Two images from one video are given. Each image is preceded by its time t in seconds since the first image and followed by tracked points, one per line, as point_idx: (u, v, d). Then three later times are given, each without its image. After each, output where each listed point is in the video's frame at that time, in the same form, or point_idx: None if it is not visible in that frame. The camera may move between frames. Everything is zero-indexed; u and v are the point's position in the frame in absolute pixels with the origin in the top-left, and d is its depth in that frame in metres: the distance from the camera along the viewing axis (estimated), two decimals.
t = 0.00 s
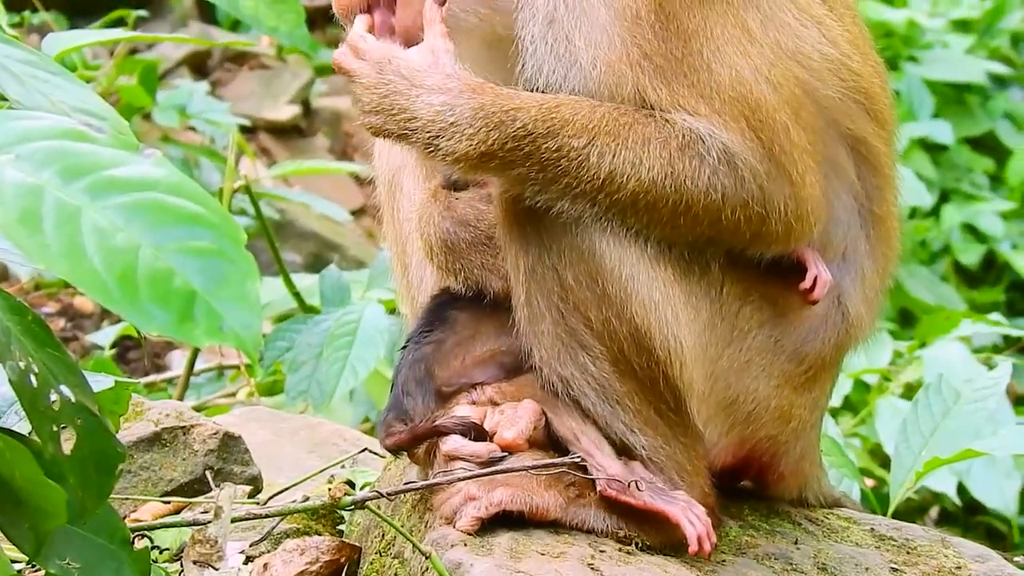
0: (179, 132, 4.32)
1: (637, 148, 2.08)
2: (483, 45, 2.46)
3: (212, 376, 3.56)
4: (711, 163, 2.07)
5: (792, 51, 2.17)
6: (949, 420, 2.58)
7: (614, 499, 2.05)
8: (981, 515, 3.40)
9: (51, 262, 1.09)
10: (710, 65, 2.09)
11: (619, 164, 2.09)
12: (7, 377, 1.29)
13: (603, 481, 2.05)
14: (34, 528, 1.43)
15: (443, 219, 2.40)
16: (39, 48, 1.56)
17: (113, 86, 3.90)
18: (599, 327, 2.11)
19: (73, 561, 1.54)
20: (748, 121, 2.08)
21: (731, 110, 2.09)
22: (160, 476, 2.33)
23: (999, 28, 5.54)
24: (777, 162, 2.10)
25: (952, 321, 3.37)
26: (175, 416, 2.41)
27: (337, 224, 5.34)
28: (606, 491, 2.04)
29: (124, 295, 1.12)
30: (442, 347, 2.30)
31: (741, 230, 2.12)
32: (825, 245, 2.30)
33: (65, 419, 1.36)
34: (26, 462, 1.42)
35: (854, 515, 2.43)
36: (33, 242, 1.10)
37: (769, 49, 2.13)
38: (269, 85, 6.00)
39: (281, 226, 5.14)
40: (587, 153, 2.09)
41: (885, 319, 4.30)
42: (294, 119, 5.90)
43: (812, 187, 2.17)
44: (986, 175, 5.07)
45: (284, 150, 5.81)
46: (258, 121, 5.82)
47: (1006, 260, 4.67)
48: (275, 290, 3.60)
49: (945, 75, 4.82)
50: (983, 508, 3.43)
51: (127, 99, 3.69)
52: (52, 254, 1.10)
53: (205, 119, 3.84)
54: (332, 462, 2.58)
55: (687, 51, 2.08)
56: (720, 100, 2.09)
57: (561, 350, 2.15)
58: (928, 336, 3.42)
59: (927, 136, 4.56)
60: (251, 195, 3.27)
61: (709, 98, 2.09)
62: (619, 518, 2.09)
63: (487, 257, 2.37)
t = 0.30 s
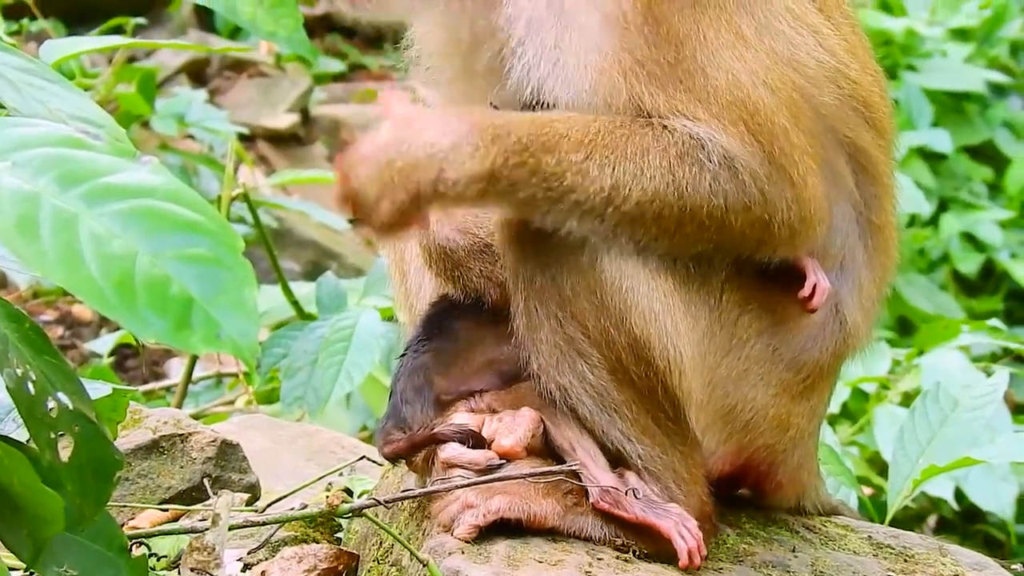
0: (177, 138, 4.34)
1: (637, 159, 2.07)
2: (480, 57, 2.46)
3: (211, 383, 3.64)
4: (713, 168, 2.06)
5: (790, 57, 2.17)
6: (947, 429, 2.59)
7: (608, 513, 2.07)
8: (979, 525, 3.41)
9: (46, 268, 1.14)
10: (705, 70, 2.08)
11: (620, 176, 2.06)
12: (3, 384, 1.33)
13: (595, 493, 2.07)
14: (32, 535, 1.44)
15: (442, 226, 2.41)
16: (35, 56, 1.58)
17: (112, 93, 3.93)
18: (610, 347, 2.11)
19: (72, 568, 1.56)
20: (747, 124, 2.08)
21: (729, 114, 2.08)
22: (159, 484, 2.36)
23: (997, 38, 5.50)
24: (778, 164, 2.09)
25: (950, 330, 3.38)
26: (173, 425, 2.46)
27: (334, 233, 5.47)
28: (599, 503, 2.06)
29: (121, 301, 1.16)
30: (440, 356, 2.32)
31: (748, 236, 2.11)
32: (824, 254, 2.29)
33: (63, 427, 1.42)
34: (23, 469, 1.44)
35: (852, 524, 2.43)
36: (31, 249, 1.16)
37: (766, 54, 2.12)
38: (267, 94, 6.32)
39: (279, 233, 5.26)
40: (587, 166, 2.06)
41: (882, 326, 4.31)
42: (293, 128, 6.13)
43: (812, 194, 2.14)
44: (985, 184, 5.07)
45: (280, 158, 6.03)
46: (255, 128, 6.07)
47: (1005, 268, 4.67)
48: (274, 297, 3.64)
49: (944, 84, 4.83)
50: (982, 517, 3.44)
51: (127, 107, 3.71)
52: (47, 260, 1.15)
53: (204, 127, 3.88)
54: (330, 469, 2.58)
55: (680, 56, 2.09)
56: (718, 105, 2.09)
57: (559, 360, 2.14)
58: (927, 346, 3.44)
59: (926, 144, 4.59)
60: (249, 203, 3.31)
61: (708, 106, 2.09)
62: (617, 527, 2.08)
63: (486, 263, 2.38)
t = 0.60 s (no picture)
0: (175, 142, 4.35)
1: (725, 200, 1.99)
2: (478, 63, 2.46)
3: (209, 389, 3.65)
4: (742, 150, 2.02)
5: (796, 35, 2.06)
6: (945, 434, 2.60)
7: (605, 517, 2.06)
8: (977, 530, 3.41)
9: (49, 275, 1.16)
10: (700, 49, 2.02)
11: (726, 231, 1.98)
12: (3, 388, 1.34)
13: (592, 497, 2.05)
14: (32, 539, 1.44)
15: (441, 229, 2.42)
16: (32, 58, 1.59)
17: (110, 97, 3.94)
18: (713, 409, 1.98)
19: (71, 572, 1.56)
20: (760, 92, 2.00)
21: (740, 88, 2.01)
22: (157, 487, 2.41)
23: (996, 42, 5.54)
24: (801, 124, 2.00)
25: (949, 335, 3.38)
26: (171, 429, 2.51)
27: (332, 237, 5.49)
28: (597, 507, 2.05)
29: (122, 305, 1.19)
30: (438, 360, 2.32)
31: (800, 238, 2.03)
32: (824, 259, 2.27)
33: (62, 432, 1.42)
34: (23, 474, 1.43)
35: (850, 528, 2.44)
36: (32, 256, 1.18)
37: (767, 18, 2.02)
38: (264, 100, 6.30)
39: (277, 239, 5.32)
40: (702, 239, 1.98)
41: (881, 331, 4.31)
42: (291, 132, 6.15)
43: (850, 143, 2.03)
44: (983, 189, 5.07)
45: (279, 162, 6.06)
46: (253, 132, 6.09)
47: (1003, 273, 4.67)
48: (274, 301, 3.65)
49: (943, 88, 4.83)
50: (980, 522, 3.44)
51: (126, 111, 3.72)
52: (47, 266, 1.18)
53: (203, 131, 3.89)
54: (329, 473, 2.59)
55: (667, 38, 2.04)
56: (722, 81, 2.02)
57: (558, 364, 2.18)
58: (925, 351, 3.44)
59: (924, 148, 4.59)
60: (247, 207, 3.33)
61: (725, 87, 2.02)
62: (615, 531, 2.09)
63: (483, 268, 2.39)
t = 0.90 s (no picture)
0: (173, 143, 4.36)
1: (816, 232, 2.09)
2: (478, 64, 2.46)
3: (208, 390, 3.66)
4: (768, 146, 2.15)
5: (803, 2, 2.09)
6: (944, 437, 2.61)
7: (605, 520, 2.07)
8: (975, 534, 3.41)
9: (49, 276, 1.21)
10: (703, 59, 2.06)
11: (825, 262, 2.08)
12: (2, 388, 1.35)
13: (592, 498, 2.06)
14: (31, 541, 1.44)
15: (442, 238, 2.39)
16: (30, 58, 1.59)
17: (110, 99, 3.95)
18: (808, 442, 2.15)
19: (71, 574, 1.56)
20: (772, 82, 2.09)
21: (753, 83, 2.09)
22: (157, 489, 2.43)
23: (995, 44, 5.55)
24: (814, 115, 2.12)
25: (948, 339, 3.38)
26: (170, 430, 2.51)
27: (331, 238, 5.50)
28: (597, 509, 2.05)
29: (121, 307, 1.26)
30: (439, 364, 2.31)
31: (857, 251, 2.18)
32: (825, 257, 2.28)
33: (61, 433, 1.43)
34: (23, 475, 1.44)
35: (849, 530, 2.44)
36: (32, 256, 1.22)
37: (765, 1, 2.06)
38: (264, 102, 6.32)
39: (277, 241, 5.36)
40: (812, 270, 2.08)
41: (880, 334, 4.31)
42: (290, 134, 6.16)
43: (873, 103, 2.10)
44: (982, 191, 5.07)
45: (279, 165, 6.10)
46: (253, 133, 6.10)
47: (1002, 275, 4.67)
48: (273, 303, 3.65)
49: (941, 90, 4.83)
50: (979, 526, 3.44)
51: (126, 113, 3.73)
52: (48, 266, 1.22)
53: (202, 134, 3.90)
54: (327, 474, 2.59)
55: (666, 52, 2.06)
56: (731, 83, 2.09)
57: (563, 367, 2.14)
58: (924, 354, 3.45)
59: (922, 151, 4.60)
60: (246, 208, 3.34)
61: (740, 92, 2.10)
62: (615, 533, 2.09)
63: (486, 275, 2.36)
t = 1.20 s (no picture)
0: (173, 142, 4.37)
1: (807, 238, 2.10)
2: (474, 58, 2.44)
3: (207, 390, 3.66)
4: (753, 157, 2.14)
5: (786, 4, 2.10)
6: (945, 436, 2.61)
7: (605, 518, 2.07)
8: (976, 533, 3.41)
9: (48, 275, 1.21)
10: (680, 73, 2.06)
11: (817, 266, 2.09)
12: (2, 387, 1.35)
13: (592, 497, 2.06)
14: (31, 541, 1.44)
15: (439, 236, 2.38)
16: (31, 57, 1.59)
17: (109, 98, 3.95)
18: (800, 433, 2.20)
19: (71, 573, 1.57)
20: (754, 90, 2.08)
21: (733, 92, 2.08)
22: (156, 488, 2.43)
23: (994, 44, 5.55)
24: (805, 122, 2.11)
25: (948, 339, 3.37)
26: (169, 429, 2.50)
27: (330, 237, 5.49)
28: (596, 508, 2.05)
29: (119, 307, 1.26)
30: (438, 365, 2.31)
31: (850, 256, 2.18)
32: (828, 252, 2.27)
33: (61, 431, 1.43)
34: (23, 475, 1.44)
35: (849, 529, 2.44)
36: (31, 255, 1.22)
37: (746, 8, 2.07)
38: (263, 102, 6.32)
39: (276, 240, 5.35)
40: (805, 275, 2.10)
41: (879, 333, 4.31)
42: (289, 133, 6.16)
43: (868, 103, 2.08)
44: (981, 191, 5.07)
45: (278, 164, 6.10)
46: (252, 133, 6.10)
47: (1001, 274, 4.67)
48: (273, 302, 3.66)
49: (941, 90, 4.83)
50: (979, 524, 3.45)
51: (125, 112, 3.73)
52: (46, 265, 1.22)
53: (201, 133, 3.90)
54: (327, 474, 2.59)
55: (642, 64, 2.08)
56: (710, 95, 2.08)
57: (560, 367, 2.14)
58: (924, 354, 3.45)
59: (922, 150, 4.60)
60: (246, 207, 3.33)
61: (723, 104, 2.10)
62: (615, 532, 2.09)
63: (481, 272, 2.34)
